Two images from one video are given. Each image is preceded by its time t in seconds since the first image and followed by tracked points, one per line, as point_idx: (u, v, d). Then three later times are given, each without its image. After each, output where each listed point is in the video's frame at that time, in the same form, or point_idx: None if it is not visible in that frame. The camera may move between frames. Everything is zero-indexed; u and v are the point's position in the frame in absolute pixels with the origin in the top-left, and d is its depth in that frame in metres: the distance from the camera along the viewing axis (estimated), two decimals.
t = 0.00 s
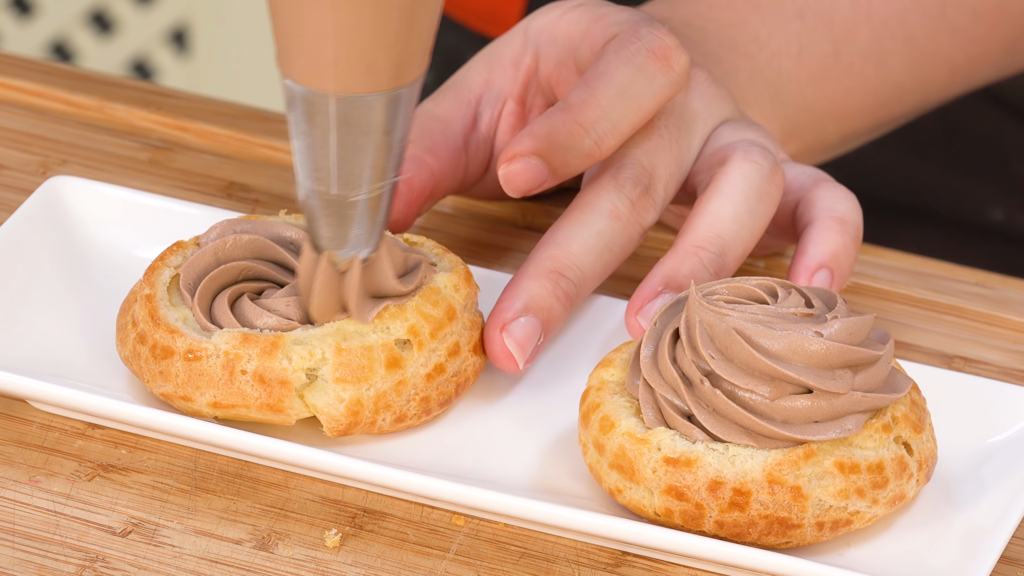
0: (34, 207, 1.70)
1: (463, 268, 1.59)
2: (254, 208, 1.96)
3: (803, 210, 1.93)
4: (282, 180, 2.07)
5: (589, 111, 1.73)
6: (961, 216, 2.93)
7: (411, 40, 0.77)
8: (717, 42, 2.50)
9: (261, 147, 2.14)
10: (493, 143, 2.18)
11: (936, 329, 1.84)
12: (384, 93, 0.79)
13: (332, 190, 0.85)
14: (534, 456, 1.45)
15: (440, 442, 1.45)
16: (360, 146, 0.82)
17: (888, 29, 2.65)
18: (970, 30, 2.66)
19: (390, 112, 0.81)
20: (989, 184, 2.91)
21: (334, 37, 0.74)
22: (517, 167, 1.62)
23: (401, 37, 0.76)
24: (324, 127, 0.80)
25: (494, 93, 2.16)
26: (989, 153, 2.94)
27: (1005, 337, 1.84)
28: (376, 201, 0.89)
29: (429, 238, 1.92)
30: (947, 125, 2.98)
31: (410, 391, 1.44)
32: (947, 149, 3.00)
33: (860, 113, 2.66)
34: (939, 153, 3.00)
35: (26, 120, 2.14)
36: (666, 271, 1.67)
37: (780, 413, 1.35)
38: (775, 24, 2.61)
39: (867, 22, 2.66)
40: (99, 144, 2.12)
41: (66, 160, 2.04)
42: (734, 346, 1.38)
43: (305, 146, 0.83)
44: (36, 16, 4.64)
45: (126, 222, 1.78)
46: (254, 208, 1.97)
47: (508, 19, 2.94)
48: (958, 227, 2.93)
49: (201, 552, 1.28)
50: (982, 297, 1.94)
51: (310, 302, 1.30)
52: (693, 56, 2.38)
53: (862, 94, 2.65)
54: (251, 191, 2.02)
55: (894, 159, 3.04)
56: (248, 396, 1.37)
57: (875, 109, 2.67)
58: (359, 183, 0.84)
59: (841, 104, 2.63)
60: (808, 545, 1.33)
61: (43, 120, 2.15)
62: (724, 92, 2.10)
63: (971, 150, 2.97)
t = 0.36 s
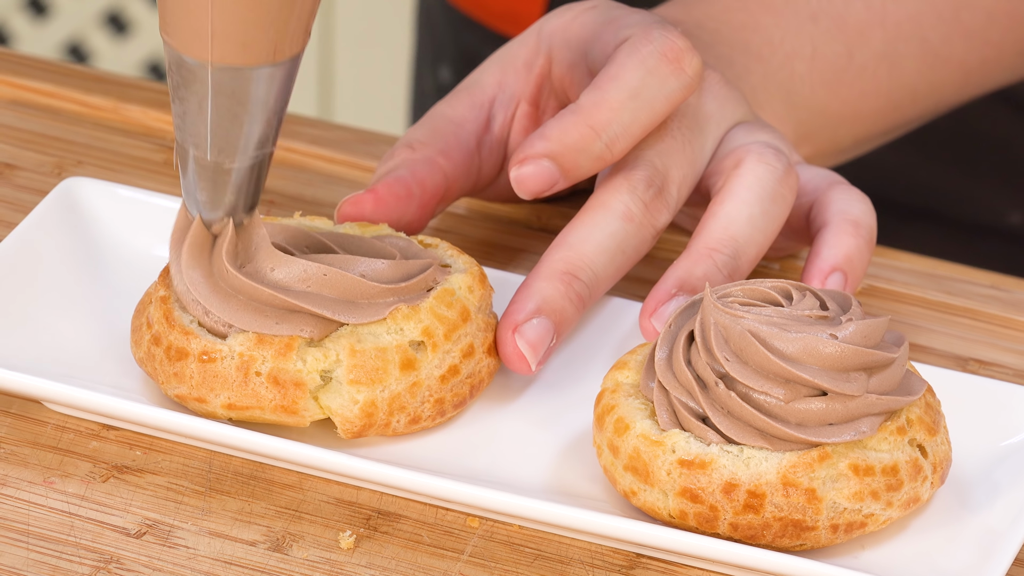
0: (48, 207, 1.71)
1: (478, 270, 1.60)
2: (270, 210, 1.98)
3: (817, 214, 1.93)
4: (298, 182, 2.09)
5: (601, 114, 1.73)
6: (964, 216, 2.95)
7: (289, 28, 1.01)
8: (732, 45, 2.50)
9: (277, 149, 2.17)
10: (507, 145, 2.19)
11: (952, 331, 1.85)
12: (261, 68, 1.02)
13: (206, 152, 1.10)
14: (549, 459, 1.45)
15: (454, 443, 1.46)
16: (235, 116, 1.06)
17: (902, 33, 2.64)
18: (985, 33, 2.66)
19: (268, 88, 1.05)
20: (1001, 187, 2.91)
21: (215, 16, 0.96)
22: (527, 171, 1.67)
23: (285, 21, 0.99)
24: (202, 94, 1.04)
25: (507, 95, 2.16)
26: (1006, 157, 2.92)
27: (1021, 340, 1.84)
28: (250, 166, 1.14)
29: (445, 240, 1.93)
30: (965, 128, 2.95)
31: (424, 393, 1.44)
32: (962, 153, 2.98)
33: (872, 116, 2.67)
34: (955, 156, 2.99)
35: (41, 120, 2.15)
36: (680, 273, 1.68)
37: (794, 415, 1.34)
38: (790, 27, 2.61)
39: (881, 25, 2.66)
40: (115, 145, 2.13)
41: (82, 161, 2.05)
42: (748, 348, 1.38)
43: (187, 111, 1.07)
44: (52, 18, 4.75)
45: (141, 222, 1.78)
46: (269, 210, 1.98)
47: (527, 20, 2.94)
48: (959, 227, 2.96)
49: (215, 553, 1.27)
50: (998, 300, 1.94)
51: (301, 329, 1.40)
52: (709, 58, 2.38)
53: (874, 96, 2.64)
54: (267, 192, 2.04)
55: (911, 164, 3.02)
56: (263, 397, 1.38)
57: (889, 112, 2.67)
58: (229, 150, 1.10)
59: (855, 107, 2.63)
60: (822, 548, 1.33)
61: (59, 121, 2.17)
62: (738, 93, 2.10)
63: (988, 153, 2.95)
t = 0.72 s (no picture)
0: (53, 210, 1.71)
1: (482, 272, 1.60)
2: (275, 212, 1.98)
3: (823, 217, 1.93)
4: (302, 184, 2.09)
5: (604, 117, 1.73)
6: (964, 216, 2.96)
7: None
8: (738, 48, 2.50)
9: (282, 150, 2.17)
10: (511, 147, 2.19)
11: (957, 333, 1.85)
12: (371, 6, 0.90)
13: (334, 96, 0.96)
14: (552, 461, 1.45)
15: (459, 445, 1.46)
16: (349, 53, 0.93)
17: (908, 36, 2.65)
18: (991, 37, 2.66)
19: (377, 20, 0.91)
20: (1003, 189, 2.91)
21: None
22: (530, 173, 1.68)
23: None
24: (324, 34, 0.91)
25: (511, 97, 2.17)
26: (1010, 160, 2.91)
27: None
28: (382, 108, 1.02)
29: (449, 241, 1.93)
30: (971, 131, 2.95)
31: (428, 395, 1.44)
32: (969, 155, 2.97)
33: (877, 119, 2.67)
34: (961, 159, 2.98)
35: (47, 122, 2.15)
36: (684, 276, 1.68)
37: (799, 418, 1.34)
38: (795, 30, 2.61)
39: (887, 28, 2.66)
40: (120, 147, 2.13)
41: (87, 163, 2.05)
42: (753, 350, 1.38)
43: (310, 53, 0.93)
44: (57, 19, 4.68)
45: (146, 223, 1.78)
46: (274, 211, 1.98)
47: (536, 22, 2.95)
48: (958, 227, 2.97)
49: (219, 555, 1.27)
50: (1003, 302, 1.94)
51: (306, 330, 1.40)
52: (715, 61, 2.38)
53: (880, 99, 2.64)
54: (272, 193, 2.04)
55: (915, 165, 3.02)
56: (267, 399, 1.38)
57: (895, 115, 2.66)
58: (356, 88, 0.95)
59: (861, 110, 2.63)
60: (827, 550, 1.33)
61: (65, 123, 2.17)
62: (743, 96, 2.10)
63: (992, 156, 2.94)
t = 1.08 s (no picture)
0: (52, 210, 1.71)
1: (482, 272, 1.59)
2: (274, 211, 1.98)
3: (823, 218, 1.93)
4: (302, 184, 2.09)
5: (605, 118, 1.73)
6: (959, 218, 2.95)
7: None
8: (737, 48, 2.50)
9: (281, 150, 2.17)
10: (511, 147, 2.20)
11: (957, 334, 1.85)
12: (448, 24, 0.92)
13: (402, 121, 1.01)
14: (552, 460, 1.45)
15: (458, 445, 1.46)
16: (430, 78, 0.97)
17: (908, 36, 2.64)
18: (991, 38, 2.66)
19: (453, 43, 0.94)
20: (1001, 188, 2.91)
21: None
22: (531, 173, 1.63)
23: None
24: (394, 57, 0.94)
25: (512, 97, 2.18)
26: (1008, 160, 2.95)
27: None
28: (441, 132, 1.04)
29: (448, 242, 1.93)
30: (970, 131, 3.01)
31: (427, 395, 1.44)
32: (967, 155, 3.04)
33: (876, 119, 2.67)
34: (959, 159, 3.04)
35: (46, 122, 2.15)
36: (683, 276, 1.68)
37: (799, 418, 1.34)
38: (795, 31, 2.61)
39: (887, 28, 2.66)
40: (120, 147, 2.13)
41: (87, 163, 2.05)
42: (753, 350, 1.38)
43: (376, 80, 0.98)
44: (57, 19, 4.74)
45: (145, 223, 1.78)
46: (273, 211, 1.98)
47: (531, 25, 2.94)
48: (954, 229, 2.94)
49: (218, 554, 1.27)
50: (1004, 303, 1.94)
51: (305, 330, 1.40)
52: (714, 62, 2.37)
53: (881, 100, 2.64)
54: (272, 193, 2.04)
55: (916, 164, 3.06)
56: (266, 399, 1.38)
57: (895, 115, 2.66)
58: (428, 116, 1.00)
59: (860, 111, 2.63)
60: (826, 549, 1.33)
61: (64, 123, 2.17)
62: (743, 96, 2.10)
63: (989, 156, 2.99)
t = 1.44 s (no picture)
0: (52, 209, 1.71)
1: (482, 272, 1.60)
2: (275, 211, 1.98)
3: (823, 218, 1.93)
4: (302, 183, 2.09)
5: (606, 114, 1.74)
6: (959, 223, 2.96)
7: None
8: (735, 50, 2.50)
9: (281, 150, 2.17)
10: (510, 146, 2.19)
11: (957, 333, 1.85)
12: (296, 37, 0.75)
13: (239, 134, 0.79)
14: (551, 461, 1.45)
15: (457, 446, 1.46)
16: (271, 94, 0.78)
17: (906, 37, 2.65)
18: (988, 39, 2.66)
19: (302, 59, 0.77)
20: (1000, 189, 2.90)
21: None
22: (531, 170, 1.66)
23: None
24: (230, 70, 0.76)
25: (510, 96, 2.17)
26: (1002, 161, 2.91)
27: None
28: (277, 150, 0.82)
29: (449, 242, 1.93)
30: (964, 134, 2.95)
31: (428, 395, 1.44)
32: (964, 157, 2.98)
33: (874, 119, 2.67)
34: (956, 162, 2.98)
35: (46, 122, 2.15)
36: (684, 276, 1.68)
37: (799, 418, 1.34)
38: (793, 33, 2.61)
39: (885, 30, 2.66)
40: (120, 147, 2.13)
41: (87, 162, 2.05)
42: (753, 350, 1.38)
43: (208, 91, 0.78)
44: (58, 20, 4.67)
45: (145, 222, 1.78)
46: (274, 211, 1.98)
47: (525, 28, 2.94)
48: (955, 233, 2.97)
49: (219, 555, 1.27)
50: (1003, 303, 1.94)
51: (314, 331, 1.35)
52: (712, 63, 2.37)
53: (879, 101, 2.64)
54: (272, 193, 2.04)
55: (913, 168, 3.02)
56: (267, 399, 1.38)
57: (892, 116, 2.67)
58: (266, 128, 0.79)
59: (859, 112, 2.63)
60: (826, 549, 1.33)
61: (64, 123, 2.16)
62: (743, 95, 2.10)
63: (988, 156, 2.94)
